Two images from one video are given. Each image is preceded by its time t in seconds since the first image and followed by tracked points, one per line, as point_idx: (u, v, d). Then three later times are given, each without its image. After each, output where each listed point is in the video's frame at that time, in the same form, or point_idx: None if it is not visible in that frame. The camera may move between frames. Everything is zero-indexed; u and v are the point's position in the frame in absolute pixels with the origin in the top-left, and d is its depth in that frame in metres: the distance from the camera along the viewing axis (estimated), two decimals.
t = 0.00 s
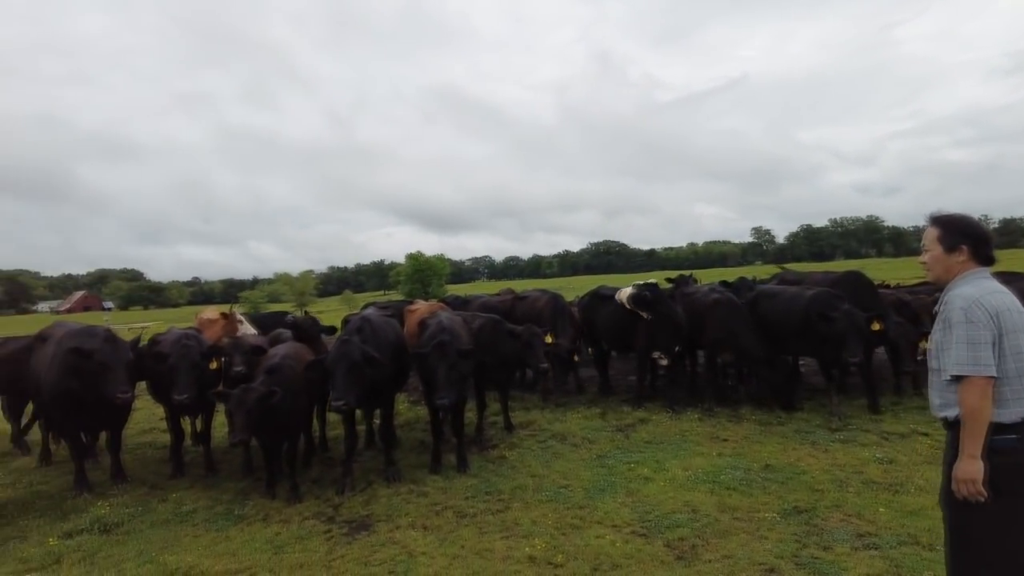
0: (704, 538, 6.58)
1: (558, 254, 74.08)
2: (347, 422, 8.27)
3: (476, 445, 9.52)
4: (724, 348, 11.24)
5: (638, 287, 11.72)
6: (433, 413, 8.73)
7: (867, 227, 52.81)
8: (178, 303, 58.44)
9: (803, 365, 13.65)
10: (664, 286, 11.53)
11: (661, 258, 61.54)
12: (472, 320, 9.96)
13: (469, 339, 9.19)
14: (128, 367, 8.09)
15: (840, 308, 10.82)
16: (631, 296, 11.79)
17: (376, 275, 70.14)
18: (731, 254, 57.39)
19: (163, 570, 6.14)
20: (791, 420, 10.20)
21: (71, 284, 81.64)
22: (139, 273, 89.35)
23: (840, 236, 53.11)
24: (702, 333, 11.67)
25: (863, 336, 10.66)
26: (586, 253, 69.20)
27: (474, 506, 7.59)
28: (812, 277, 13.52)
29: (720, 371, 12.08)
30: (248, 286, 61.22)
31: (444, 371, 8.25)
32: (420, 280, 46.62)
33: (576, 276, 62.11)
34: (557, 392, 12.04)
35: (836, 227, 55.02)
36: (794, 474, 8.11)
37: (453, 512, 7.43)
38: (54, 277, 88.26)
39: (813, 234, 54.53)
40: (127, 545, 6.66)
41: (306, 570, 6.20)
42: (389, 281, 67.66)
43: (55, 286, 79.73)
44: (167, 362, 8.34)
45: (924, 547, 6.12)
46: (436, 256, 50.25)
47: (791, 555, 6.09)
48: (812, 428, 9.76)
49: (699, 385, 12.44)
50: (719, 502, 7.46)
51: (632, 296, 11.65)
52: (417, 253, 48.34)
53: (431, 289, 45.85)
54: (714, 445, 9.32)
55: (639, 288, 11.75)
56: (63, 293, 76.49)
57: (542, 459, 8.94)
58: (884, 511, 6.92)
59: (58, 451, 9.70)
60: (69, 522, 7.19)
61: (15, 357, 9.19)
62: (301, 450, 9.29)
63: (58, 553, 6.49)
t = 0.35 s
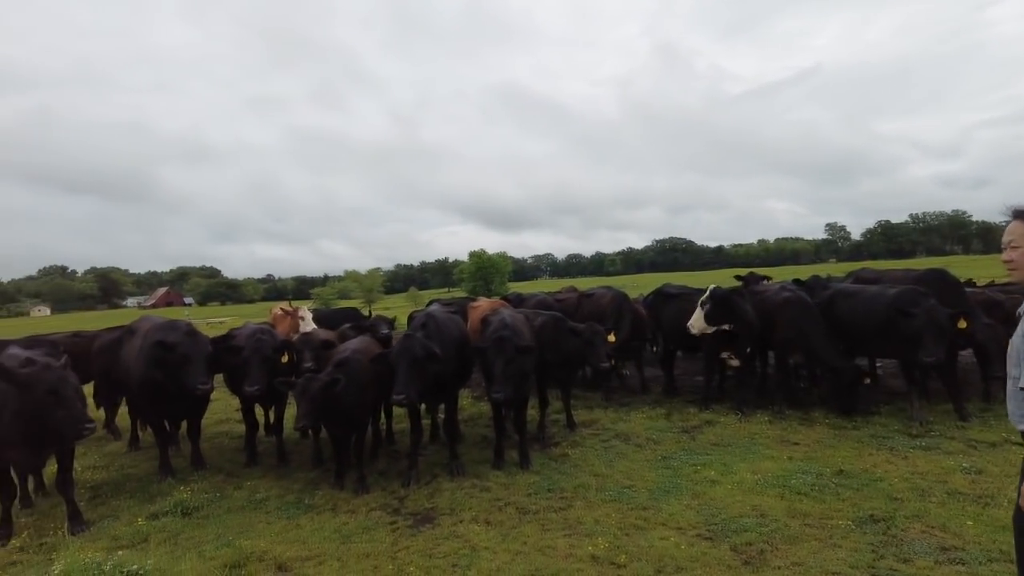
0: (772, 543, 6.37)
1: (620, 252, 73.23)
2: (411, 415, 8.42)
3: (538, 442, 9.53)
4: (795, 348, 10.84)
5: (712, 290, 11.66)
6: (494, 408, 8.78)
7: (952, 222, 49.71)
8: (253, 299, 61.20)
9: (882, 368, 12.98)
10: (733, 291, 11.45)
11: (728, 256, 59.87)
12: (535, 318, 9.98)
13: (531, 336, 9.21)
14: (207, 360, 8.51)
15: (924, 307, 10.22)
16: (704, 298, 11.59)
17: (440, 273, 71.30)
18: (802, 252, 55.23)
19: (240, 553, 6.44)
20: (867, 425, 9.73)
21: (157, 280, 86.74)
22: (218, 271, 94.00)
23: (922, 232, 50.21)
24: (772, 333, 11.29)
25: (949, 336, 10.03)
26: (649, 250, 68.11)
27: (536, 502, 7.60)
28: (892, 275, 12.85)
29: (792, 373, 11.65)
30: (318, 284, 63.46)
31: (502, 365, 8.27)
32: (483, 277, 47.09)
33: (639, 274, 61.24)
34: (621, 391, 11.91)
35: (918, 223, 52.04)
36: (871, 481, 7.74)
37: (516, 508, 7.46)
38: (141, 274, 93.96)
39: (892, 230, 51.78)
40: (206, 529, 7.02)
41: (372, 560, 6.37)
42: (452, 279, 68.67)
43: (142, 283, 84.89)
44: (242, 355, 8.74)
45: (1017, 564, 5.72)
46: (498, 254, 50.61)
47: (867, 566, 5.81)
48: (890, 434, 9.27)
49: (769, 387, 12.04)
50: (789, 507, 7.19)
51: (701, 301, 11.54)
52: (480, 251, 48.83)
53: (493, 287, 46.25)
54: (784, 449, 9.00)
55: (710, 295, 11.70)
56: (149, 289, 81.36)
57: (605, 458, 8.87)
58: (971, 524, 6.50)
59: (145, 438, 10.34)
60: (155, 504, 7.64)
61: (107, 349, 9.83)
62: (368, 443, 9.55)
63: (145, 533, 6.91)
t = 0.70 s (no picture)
0: (842, 551, 6.11)
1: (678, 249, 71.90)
2: (469, 411, 8.49)
3: (596, 440, 9.45)
4: (865, 349, 10.36)
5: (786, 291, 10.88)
6: (551, 406, 8.74)
7: None
8: (316, 296, 63.18)
9: (961, 370, 12.27)
10: (798, 291, 11.10)
11: (791, 253, 57.92)
12: (592, 315, 9.88)
13: (588, 333, 9.12)
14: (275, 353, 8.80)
15: (1009, 306, 9.59)
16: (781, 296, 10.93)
17: (496, 270, 71.76)
18: (872, 248, 52.89)
19: (305, 541, 6.64)
20: (946, 430, 9.21)
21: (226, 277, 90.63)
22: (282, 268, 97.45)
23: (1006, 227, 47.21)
24: (840, 333, 10.83)
25: None
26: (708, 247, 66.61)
27: (594, 501, 7.54)
28: (973, 272, 12.13)
29: (862, 374, 11.15)
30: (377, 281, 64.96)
31: (559, 362, 8.21)
32: (539, 274, 47.15)
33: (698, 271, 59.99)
34: (681, 391, 11.67)
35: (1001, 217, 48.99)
36: (950, 490, 7.32)
37: (574, 506, 7.42)
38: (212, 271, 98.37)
39: (972, 225, 48.92)
40: (273, 517, 7.27)
41: (432, 553, 6.46)
42: (508, 276, 69.01)
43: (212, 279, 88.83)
44: (307, 349, 9.01)
45: None
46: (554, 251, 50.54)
47: None
48: (971, 441, 8.75)
49: (838, 388, 11.56)
50: (859, 514, 6.89)
51: (766, 303, 11.29)
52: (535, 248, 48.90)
53: (549, 284, 46.25)
54: (853, 453, 8.62)
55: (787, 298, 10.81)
56: (219, 286, 85.11)
57: (665, 458, 8.72)
58: None
59: (216, 428, 10.79)
60: (226, 491, 7.97)
61: (180, 342, 10.31)
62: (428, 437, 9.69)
63: (217, 518, 7.21)
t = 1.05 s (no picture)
0: (909, 561, 5.84)
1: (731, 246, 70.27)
2: (521, 407, 8.49)
3: (649, 440, 9.31)
4: (933, 350, 9.89)
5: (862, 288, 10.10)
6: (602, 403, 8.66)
7: None
8: (370, 292, 64.59)
9: None
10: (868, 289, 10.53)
11: (851, 250, 55.84)
12: (645, 313, 9.73)
13: (641, 331, 8.99)
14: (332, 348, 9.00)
15: None
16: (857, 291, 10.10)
17: (545, 267, 71.72)
18: (940, 245, 50.49)
19: (360, 532, 6.76)
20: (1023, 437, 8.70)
21: (282, 274, 93.56)
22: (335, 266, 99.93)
23: None
24: (906, 333, 10.36)
25: None
26: (763, 244, 64.86)
27: (647, 501, 7.43)
28: None
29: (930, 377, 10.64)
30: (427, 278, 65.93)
31: (611, 360, 8.10)
32: (589, 271, 46.92)
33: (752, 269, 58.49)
34: (736, 391, 11.39)
35: None
36: None
37: (627, 506, 7.32)
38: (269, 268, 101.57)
39: None
40: (329, 508, 7.43)
41: (484, 548, 6.48)
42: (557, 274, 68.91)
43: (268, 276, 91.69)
44: (362, 344, 9.17)
45: None
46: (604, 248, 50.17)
47: None
48: None
49: (903, 391, 11.06)
50: (928, 522, 6.57)
51: (827, 302, 10.91)
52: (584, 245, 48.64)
53: (598, 282, 45.95)
54: (920, 459, 8.24)
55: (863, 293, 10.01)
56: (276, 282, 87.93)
57: (720, 460, 8.53)
58: None
59: (275, 419, 11.11)
60: (284, 481, 8.19)
61: (241, 336, 10.65)
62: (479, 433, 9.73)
63: (276, 508, 7.42)
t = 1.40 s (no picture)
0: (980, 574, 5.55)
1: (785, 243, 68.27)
2: (571, 405, 8.45)
3: (701, 441, 9.14)
4: (1006, 353, 9.37)
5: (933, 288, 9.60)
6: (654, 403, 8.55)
7: None
8: (419, 288, 65.45)
9: None
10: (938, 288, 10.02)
11: (915, 247, 53.48)
12: (698, 311, 9.54)
13: (694, 330, 8.82)
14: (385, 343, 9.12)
15: None
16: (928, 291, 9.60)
17: (592, 264, 71.21)
18: (1013, 241, 47.83)
19: (411, 526, 6.84)
20: None
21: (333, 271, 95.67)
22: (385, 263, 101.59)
23: None
24: (976, 335, 9.85)
25: None
26: (819, 241, 62.79)
27: (700, 503, 7.28)
28: None
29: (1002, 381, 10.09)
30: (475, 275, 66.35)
31: (664, 360, 7.98)
32: (638, 269, 46.40)
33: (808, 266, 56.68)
34: (792, 393, 11.06)
35: None
36: None
37: (679, 507, 7.20)
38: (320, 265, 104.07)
39: None
40: (381, 500, 7.55)
41: (533, 546, 6.47)
42: (605, 271, 68.32)
43: (319, 272, 93.86)
44: (414, 340, 9.29)
45: None
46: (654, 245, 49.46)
47: None
48: None
49: (972, 396, 10.53)
50: (1001, 534, 6.22)
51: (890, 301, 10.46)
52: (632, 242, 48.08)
53: (647, 279, 45.37)
54: (992, 467, 7.82)
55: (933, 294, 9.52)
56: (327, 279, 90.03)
57: (775, 462, 8.29)
58: None
59: (329, 413, 11.36)
60: (337, 474, 8.37)
61: (297, 331, 10.94)
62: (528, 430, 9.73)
63: (330, 499, 7.58)
